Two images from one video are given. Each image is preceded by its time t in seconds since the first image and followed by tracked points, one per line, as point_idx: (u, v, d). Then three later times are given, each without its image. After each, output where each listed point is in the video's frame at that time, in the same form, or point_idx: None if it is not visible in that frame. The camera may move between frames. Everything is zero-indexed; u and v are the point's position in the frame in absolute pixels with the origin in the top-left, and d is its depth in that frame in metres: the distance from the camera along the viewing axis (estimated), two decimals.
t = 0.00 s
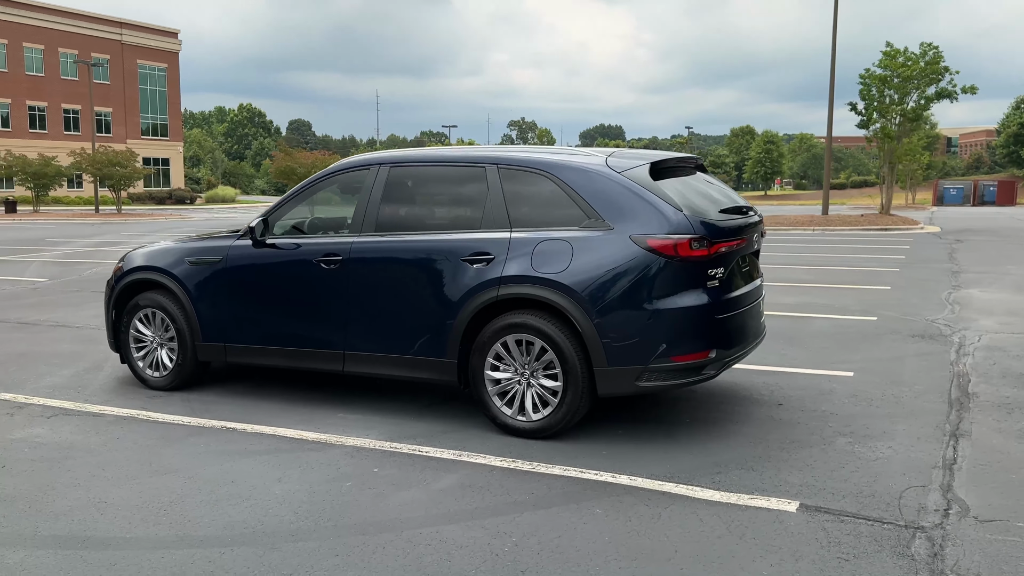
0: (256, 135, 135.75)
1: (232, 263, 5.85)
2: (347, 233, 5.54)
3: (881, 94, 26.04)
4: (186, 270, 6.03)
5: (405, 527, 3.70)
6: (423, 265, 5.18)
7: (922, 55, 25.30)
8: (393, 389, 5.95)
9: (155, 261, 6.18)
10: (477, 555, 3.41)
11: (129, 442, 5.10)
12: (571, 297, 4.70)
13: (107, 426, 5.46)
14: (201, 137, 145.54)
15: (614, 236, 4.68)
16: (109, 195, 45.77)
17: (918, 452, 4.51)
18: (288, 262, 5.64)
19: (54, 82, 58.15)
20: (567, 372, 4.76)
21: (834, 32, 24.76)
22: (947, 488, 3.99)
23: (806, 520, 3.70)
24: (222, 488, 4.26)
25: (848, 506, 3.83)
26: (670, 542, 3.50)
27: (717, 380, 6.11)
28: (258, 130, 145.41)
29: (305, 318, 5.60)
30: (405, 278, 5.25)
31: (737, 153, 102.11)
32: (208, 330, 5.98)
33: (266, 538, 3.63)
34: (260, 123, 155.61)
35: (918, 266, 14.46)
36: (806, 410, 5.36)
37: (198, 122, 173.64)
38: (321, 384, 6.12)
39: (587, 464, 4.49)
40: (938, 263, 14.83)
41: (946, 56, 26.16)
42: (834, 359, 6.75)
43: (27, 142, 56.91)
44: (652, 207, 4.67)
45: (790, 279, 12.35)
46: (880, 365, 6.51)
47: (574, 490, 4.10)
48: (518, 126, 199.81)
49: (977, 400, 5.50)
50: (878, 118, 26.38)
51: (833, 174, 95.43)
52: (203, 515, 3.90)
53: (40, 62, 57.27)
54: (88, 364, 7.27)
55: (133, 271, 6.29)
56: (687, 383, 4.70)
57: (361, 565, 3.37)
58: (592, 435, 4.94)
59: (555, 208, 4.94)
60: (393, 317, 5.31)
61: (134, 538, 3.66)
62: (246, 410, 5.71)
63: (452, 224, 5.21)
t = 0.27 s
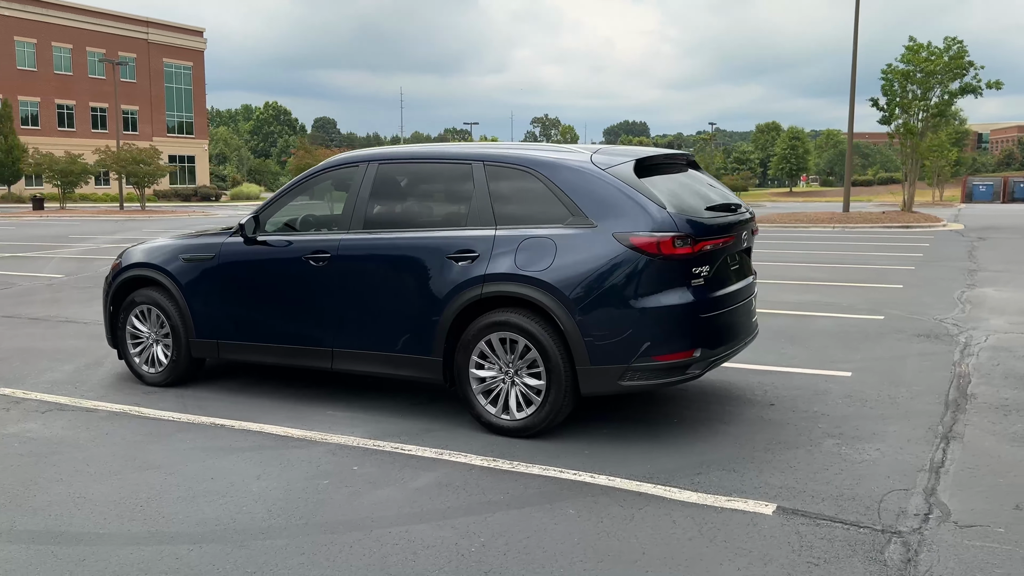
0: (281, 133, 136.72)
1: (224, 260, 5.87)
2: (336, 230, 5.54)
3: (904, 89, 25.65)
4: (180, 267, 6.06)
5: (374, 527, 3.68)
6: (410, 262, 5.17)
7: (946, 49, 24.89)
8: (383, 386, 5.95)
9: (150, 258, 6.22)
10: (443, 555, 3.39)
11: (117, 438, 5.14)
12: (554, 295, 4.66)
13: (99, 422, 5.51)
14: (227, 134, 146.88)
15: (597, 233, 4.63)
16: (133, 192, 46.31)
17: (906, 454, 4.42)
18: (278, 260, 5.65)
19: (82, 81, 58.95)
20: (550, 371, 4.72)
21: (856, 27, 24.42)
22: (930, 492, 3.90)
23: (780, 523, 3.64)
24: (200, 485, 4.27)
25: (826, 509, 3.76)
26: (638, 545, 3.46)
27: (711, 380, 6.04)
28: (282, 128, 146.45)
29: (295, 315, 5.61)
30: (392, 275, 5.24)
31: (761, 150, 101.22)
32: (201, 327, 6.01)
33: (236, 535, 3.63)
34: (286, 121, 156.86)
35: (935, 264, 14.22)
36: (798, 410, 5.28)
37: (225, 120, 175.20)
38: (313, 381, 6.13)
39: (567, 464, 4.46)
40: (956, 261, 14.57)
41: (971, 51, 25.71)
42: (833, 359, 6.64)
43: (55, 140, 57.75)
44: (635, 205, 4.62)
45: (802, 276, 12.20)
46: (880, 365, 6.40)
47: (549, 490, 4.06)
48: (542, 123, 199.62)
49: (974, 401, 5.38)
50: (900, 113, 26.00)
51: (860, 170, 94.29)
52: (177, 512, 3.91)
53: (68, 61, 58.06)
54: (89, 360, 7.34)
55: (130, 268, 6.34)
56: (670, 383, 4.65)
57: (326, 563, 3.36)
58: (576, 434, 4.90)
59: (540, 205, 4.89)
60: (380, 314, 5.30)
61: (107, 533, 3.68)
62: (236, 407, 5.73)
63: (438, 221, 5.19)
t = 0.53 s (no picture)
0: (307, 131, 137.63)
1: (218, 260, 5.88)
2: (327, 231, 5.53)
3: (928, 85, 25.25)
4: (176, 267, 6.09)
5: (347, 530, 3.66)
6: (398, 263, 5.15)
7: (973, 45, 24.46)
8: (376, 387, 5.93)
9: (148, 257, 6.26)
10: (411, 561, 3.36)
11: (108, 437, 5.17)
12: (539, 297, 4.61)
13: (92, 421, 5.54)
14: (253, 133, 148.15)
15: (583, 235, 4.58)
16: (159, 189, 46.82)
17: (897, 462, 4.32)
18: (270, 260, 5.65)
19: (110, 80, 59.71)
20: (536, 373, 4.67)
21: (880, 23, 24.06)
22: (917, 501, 3.81)
23: (759, 531, 3.57)
24: (182, 486, 4.27)
25: (807, 518, 3.68)
26: (611, 553, 3.40)
27: (708, 383, 5.95)
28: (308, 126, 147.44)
29: (287, 316, 5.61)
30: (381, 276, 5.22)
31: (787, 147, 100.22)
32: (197, 327, 6.03)
33: (210, 538, 3.62)
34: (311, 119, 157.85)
35: (954, 264, 13.97)
36: (792, 414, 5.19)
37: (251, 118, 176.70)
38: (307, 381, 6.13)
39: (550, 468, 4.41)
40: (977, 261, 14.30)
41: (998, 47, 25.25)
42: (835, 362, 6.53)
43: (84, 139, 58.55)
44: (621, 206, 4.56)
45: (816, 277, 12.03)
46: (882, 368, 6.28)
47: (528, 495, 4.02)
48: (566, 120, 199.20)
49: (975, 406, 5.25)
50: (924, 110, 25.60)
51: (888, 168, 93.07)
52: (155, 513, 3.92)
53: (96, 60, 58.84)
54: (92, 358, 7.40)
55: (128, 268, 6.38)
56: (657, 386, 4.58)
57: (294, 567, 3.34)
58: (563, 437, 4.84)
59: (527, 206, 4.84)
60: (369, 315, 5.28)
61: (82, 533, 3.69)
62: (229, 407, 5.75)
63: (426, 222, 5.17)
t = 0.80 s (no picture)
0: (333, 127, 138.37)
1: (215, 255, 5.87)
2: (320, 226, 5.49)
3: (954, 79, 24.80)
4: (174, 262, 6.08)
5: (323, 529, 3.62)
6: (389, 259, 5.09)
7: (1000, 38, 23.97)
8: (370, 383, 5.89)
9: (147, 252, 6.26)
10: (382, 562, 3.30)
11: (100, 431, 5.17)
12: (528, 294, 4.53)
13: (87, 415, 5.55)
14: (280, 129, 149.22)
15: (572, 230, 4.49)
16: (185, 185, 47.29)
17: (892, 464, 4.20)
18: (265, 255, 5.63)
19: (138, 77, 60.37)
20: (524, 371, 4.59)
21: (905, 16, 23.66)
22: (908, 506, 3.69)
23: (741, 535, 3.47)
24: (165, 482, 4.25)
25: (792, 522, 3.57)
26: (586, 555, 3.32)
27: (707, 382, 5.84)
28: (334, 122, 148.22)
29: (280, 311, 5.58)
30: (372, 272, 5.17)
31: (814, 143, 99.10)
32: (193, 322, 6.03)
33: (184, 534, 3.59)
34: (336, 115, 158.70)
35: (976, 261, 13.69)
36: (790, 414, 5.07)
37: (278, 115, 178.01)
38: (302, 377, 6.10)
39: (536, 468, 4.33)
40: (999, 259, 14.00)
41: None
42: (840, 361, 6.39)
43: (112, 135, 59.26)
44: (611, 202, 4.47)
45: (831, 274, 11.84)
46: (888, 368, 6.13)
47: (510, 494, 3.95)
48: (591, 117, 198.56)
49: (980, 408, 5.10)
50: (950, 105, 25.14)
51: (917, 164, 91.69)
52: (133, 509, 3.90)
53: (124, 58, 59.51)
54: (95, 352, 7.44)
55: (128, 262, 6.38)
56: (646, 385, 4.50)
57: (264, 565, 3.30)
58: (553, 435, 4.76)
59: (517, 201, 4.77)
60: (360, 311, 5.23)
61: (59, 529, 3.68)
62: (223, 402, 5.73)
63: (418, 217, 5.11)
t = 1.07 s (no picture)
0: (359, 126, 138.97)
1: (212, 254, 5.85)
2: (315, 225, 5.45)
3: (983, 75, 24.30)
4: (173, 260, 6.07)
5: (298, 533, 3.57)
6: (381, 259, 5.04)
7: None
8: (366, 384, 5.85)
9: (147, 250, 6.26)
10: (352, 568, 3.24)
11: (93, 430, 5.17)
12: (517, 295, 4.45)
13: (83, 413, 5.57)
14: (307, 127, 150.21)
15: (561, 230, 4.40)
16: (211, 183, 47.73)
17: (888, 473, 4.07)
18: (260, 255, 5.60)
19: (166, 76, 61.02)
20: (513, 374, 4.52)
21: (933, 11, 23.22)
22: (900, 517, 3.56)
23: (722, 545, 3.37)
24: (148, 482, 4.24)
25: (777, 532, 3.47)
26: (560, 565, 3.24)
27: (707, 386, 5.73)
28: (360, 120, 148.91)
29: (275, 311, 5.56)
30: (365, 272, 5.11)
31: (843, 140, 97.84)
32: (191, 321, 6.02)
33: (158, 537, 3.57)
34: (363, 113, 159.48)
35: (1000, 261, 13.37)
36: (788, 420, 4.95)
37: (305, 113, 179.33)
38: (299, 377, 6.07)
39: (522, 472, 4.25)
40: None
41: None
42: (847, 365, 6.24)
43: (140, 133, 59.95)
44: (600, 201, 4.38)
45: (849, 275, 11.63)
46: (896, 372, 5.97)
47: (491, 500, 3.88)
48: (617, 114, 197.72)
49: (986, 415, 4.94)
50: (979, 102, 24.65)
51: (949, 161, 90.17)
52: (113, 510, 3.88)
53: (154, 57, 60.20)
54: (100, 350, 7.47)
55: (129, 260, 6.39)
56: (636, 389, 4.40)
57: (234, 570, 3.26)
58: (543, 439, 4.69)
59: (508, 200, 4.68)
60: (352, 311, 5.18)
61: (37, 529, 3.67)
62: (218, 402, 5.72)
63: (410, 216, 5.05)
